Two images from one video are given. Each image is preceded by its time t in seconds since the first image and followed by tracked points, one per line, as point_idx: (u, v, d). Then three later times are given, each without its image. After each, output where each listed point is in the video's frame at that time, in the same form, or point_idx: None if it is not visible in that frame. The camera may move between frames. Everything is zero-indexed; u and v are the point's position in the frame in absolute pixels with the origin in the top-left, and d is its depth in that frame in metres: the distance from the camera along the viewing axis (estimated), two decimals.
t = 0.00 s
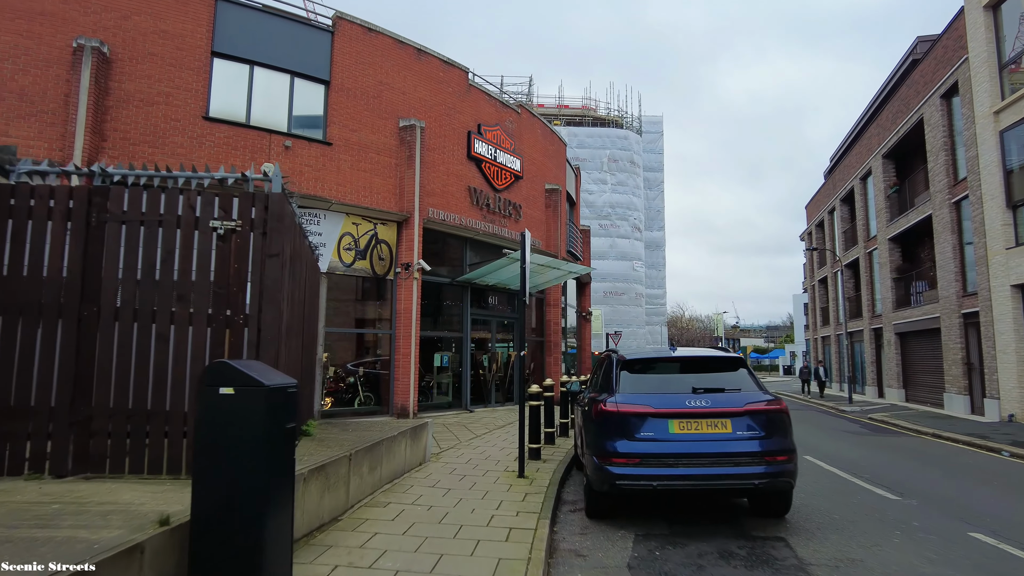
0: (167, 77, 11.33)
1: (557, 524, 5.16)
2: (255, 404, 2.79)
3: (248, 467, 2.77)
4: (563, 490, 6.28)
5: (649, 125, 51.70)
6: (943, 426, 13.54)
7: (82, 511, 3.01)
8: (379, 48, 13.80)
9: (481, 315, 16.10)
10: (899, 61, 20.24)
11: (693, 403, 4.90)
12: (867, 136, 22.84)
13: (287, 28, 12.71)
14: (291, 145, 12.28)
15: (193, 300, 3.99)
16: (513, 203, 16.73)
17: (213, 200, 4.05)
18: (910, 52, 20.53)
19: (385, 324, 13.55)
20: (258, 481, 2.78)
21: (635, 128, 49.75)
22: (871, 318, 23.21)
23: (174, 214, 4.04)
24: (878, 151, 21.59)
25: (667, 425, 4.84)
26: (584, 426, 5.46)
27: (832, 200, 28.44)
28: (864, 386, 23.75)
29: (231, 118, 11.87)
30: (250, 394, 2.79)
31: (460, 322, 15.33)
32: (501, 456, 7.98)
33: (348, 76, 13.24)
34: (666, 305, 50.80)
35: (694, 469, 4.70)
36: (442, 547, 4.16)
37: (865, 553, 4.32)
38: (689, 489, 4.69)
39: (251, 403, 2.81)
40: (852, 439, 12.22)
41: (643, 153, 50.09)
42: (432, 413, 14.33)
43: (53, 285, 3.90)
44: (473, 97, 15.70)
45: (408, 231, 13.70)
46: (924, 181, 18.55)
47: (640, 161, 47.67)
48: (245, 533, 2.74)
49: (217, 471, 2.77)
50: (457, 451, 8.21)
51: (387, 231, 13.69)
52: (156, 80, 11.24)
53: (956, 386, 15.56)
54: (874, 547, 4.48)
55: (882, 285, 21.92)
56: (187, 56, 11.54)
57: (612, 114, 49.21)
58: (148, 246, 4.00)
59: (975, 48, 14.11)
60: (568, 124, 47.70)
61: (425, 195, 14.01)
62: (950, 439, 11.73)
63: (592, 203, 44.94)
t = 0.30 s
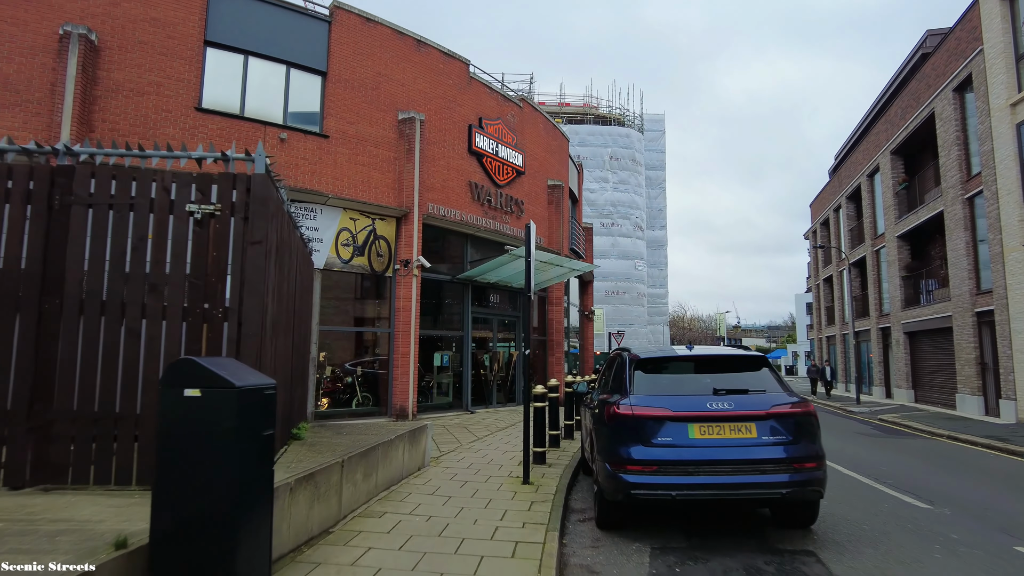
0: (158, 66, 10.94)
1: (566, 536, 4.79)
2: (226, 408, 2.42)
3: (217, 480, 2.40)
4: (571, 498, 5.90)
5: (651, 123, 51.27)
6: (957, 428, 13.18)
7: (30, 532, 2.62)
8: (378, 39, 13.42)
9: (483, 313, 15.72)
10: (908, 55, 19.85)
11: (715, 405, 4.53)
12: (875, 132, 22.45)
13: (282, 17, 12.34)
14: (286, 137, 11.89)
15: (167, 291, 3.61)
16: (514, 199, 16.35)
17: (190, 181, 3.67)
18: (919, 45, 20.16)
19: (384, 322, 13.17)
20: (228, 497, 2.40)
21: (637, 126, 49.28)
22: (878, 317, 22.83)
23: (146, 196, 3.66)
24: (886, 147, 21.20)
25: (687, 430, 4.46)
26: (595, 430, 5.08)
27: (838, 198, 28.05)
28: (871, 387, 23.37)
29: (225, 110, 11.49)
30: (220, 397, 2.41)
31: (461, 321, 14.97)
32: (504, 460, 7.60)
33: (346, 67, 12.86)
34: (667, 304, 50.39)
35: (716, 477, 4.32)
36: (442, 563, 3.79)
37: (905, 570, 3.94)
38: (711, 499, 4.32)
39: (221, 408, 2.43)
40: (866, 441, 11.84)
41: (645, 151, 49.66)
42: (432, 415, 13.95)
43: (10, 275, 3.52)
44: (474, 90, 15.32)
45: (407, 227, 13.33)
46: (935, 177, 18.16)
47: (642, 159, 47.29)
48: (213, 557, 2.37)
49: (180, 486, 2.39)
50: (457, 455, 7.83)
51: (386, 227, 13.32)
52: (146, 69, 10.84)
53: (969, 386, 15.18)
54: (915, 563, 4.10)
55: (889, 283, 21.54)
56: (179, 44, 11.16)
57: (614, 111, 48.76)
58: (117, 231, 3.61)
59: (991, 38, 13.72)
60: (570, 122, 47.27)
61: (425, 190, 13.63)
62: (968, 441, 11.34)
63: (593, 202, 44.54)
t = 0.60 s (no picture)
0: (147, 57, 10.57)
1: (573, 553, 4.42)
2: (179, 420, 2.05)
3: (167, 507, 2.02)
4: (576, 510, 5.53)
5: (653, 122, 50.89)
6: (970, 431, 12.82)
7: None
8: (375, 31, 13.05)
9: (483, 313, 15.35)
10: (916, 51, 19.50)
11: (735, 412, 4.16)
12: (881, 129, 22.09)
13: (276, 8, 11.97)
14: (280, 131, 11.50)
15: (131, 286, 3.23)
16: (515, 196, 15.98)
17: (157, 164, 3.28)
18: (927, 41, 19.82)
19: (381, 322, 12.80)
20: (183, 526, 2.03)
21: (638, 125, 48.89)
22: (884, 318, 22.48)
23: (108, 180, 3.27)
24: (893, 144, 20.83)
25: (706, 439, 4.09)
26: (604, 438, 4.72)
27: (842, 197, 27.69)
28: (877, 389, 23.01)
29: (217, 103, 11.13)
30: (173, 410, 2.05)
31: (460, 322, 14.60)
32: (504, 466, 7.23)
33: (342, 60, 12.49)
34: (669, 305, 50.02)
35: (737, 492, 3.95)
36: None
37: None
38: (732, 514, 3.95)
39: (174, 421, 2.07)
40: (878, 445, 11.47)
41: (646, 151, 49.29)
42: (431, 417, 13.58)
43: None
44: (474, 84, 14.96)
45: (405, 224, 12.96)
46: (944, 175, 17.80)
47: (643, 159, 46.94)
48: None
49: (126, 514, 2.02)
50: (455, 461, 7.46)
51: (383, 224, 12.94)
52: (134, 60, 10.47)
53: (981, 388, 14.83)
54: None
55: (896, 283, 21.19)
56: (168, 35, 10.79)
57: (615, 110, 48.38)
58: (75, 218, 3.23)
59: (1004, 31, 13.37)
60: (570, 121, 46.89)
61: (423, 186, 13.26)
62: (984, 446, 10.98)
63: (594, 201, 44.17)
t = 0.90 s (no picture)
0: (135, 48, 10.19)
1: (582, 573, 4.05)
2: (113, 436, 1.68)
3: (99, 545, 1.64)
4: (582, 522, 5.15)
5: (653, 122, 50.57)
6: (984, 434, 12.47)
7: None
8: (372, 22, 12.67)
9: (483, 314, 14.97)
10: (925, 46, 19.15)
11: (762, 419, 3.79)
12: (887, 127, 21.73)
13: None
14: (273, 125, 11.11)
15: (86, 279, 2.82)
16: (515, 194, 15.61)
17: (117, 140, 2.91)
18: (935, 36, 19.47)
19: (378, 322, 12.41)
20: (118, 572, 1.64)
21: (639, 124, 48.53)
22: (889, 318, 22.13)
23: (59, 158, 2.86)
24: (899, 141, 20.46)
25: (730, 448, 3.71)
26: (616, 447, 4.34)
27: (846, 196, 27.34)
28: (884, 390, 22.65)
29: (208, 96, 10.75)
30: (103, 424, 1.68)
31: (460, 322, 14.20)
32: (505, 473, 6.85)
33: (337, 51, 12.11)
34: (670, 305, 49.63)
35: (765, 507, 3.58)
36: None
37: None
38: (758, 531, 3.58)
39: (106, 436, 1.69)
40: (892, 449, 11.10)
41: (646, 151, 48.95)
42: (429, 420, 13.19)
43: None
44: (473, 78, 14.59)
45: (403, 221, 12.58)
46: (954, 172, 17.45)
47: (644, 159, 46.63)
48: None
49: (48, 555, 1.65)
50: (453, 468, 7.06)
51: (380, 221, 12.56)
52: (121, 51, 10.08)
53: (994, 390, 14.47)
54: None
55: (903, 283, 20.79)
56: (157, 24, 10.40)
57: (616, 109, 48.00)
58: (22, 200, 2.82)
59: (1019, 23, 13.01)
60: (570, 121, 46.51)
61: (421, 182, 12.89)
62: (1001, 450, 10.61)
63: (595, 201, 43.80)
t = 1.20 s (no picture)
0: (125, 36, 9.84)
1: None
2: (29, 448, 1.33)
3: None
4: (593, 531, 4.81)
5: (655, 120, 50.24)
6: (1000, 435, 12.13)
7: None
8: (371, 11, 12.31)
9: (484, 312, 14.63)
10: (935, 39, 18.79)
11: (796, 422, 3.44)
12: (895, 123, 21.37)
13: None
14: (269, 116, 10.76)
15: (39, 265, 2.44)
16: (518, 189, 15.25)
17: (77, 105, 2.55)
18: (945, 30, 19.12)
19: (377, 320, 12.06)
20: None
21: (641, 122, 48.13)
22: (897, 318, 21.80)
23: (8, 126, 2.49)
24: (908, 137, 20.10)
25: (761, 454, 3.36)
26: (633, 451, 3.99)
27: (852, 194, 27.00)
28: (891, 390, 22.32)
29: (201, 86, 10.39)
30: (18, 433, 1.33)
31: (461, 321, 13.86)
32: (509, 477, 6.51)
33: (335, 41, 11.76)
34: (671, 305, 49.30)
35: (801, 519, 3.23)
36: None
37: None
38: (794, 545, 3.24)
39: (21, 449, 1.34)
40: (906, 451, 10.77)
41: (648, 149, 48.61)
42: (430, 421, 12.85)
43: None
44: (474, 71, 14.24)
45: (403, 216, 12.25)
46: (966, 168, 17.08)
47: (646, 157, 46.29)
48: None
49: None
50: (455, 472, 6.70)
51: (379, 216, 12.22)
52: (111, 39, 9.72)
53: (1008, 390, 14.13)
54: None
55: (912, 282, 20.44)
56: (148, 11, 10.05)
57: (618, 108, 47.64)
58: None
59: None
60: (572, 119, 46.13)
61: (421, 177, 12.55)
62: (1020, 452, 10.27)
63: (596, 200, 43.44)
